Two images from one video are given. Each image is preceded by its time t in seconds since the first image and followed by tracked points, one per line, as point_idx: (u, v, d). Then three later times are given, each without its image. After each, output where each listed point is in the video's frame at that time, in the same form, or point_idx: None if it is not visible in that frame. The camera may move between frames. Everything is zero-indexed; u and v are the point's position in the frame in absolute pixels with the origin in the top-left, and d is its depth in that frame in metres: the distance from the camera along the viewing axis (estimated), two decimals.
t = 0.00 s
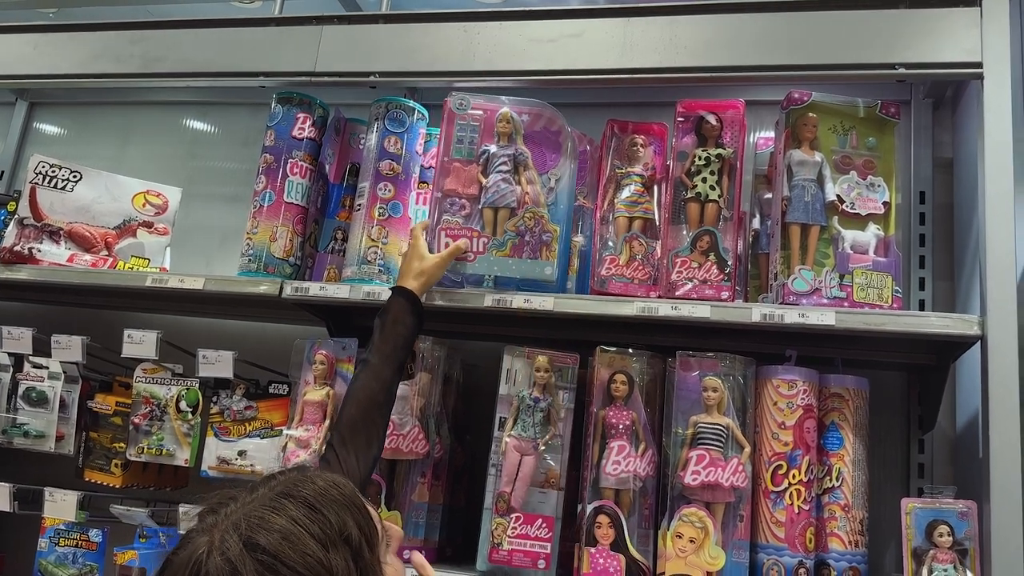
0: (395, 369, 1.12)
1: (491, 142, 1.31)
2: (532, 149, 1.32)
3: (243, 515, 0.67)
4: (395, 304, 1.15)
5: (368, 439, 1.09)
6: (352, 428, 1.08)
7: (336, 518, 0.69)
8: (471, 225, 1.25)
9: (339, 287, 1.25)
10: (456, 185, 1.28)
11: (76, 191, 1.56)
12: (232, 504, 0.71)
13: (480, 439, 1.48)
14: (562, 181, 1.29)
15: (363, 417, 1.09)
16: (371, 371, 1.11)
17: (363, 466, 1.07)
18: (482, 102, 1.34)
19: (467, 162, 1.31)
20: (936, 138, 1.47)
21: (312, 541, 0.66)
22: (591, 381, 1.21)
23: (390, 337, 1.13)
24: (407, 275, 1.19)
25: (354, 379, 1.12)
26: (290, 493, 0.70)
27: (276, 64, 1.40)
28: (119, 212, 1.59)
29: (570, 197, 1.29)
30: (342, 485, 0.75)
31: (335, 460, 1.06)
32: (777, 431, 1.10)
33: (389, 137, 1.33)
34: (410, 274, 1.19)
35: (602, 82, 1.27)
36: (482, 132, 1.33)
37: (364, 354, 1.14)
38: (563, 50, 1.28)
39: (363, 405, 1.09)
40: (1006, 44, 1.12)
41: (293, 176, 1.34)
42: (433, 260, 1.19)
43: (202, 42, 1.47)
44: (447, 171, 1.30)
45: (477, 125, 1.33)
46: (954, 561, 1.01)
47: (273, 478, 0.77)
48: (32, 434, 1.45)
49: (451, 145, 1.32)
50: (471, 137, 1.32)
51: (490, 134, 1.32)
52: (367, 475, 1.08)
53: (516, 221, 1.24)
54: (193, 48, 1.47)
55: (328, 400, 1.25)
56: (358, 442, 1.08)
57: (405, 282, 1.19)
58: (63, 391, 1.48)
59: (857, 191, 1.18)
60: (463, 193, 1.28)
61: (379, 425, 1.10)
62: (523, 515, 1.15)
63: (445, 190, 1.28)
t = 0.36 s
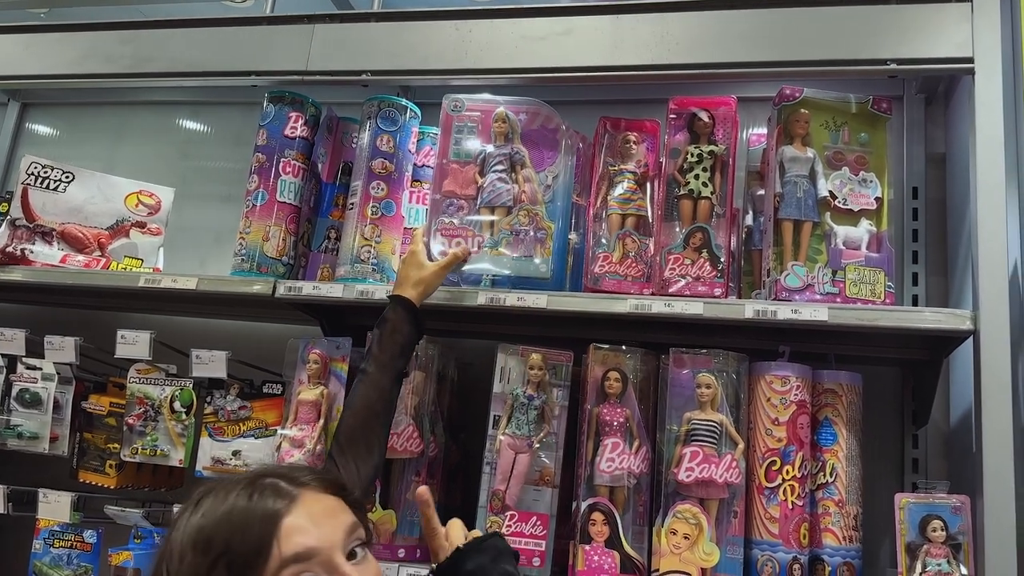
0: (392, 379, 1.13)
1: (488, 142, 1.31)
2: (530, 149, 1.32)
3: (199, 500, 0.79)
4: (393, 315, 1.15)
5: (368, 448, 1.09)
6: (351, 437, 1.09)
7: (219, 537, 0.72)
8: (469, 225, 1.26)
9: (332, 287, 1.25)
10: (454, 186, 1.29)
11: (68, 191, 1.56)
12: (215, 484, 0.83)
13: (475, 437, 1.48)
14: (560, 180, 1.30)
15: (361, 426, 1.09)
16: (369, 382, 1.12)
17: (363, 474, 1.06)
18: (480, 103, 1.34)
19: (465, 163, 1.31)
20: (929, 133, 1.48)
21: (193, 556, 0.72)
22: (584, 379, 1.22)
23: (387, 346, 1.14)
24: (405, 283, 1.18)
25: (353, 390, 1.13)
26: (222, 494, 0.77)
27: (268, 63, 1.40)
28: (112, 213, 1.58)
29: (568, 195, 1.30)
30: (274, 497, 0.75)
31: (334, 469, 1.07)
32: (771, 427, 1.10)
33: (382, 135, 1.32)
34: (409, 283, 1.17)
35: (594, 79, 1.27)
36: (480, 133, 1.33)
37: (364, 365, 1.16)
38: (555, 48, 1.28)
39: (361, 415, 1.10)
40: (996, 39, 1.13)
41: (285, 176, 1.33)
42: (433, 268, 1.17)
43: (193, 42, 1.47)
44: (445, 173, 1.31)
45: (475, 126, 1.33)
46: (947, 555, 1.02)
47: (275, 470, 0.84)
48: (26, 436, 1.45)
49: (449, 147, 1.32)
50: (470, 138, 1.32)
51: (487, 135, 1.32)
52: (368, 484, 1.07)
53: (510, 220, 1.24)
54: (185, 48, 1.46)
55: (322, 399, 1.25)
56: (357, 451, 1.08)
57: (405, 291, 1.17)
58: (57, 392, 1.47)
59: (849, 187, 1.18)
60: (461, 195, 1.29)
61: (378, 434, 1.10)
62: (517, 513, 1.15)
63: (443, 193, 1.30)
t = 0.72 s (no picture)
0: (392, 388, 1.12)
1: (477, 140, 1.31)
2: (520, 149, 1.31)
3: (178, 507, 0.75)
4: (393, 323, 1.14)
5: (366, 455, 1.08)
6: (349, 446, 1.08)
7: (242, 532, 0.69)
8: (458, 225, 1.27)
9: (321, 286, 1.24)
10: (444, 187, 1.29)
11: (57, 192, 1.55)
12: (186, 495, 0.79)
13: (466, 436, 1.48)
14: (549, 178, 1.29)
15: (360, 434, 1.08)
16: (368, 390, 1.11)
17: (360, 482, 1.06)
18: (468, 103, 1.34)
19: (454, 163, 1.31)
20: (917, 129, 1.48)
21: (205, 555, 0.68)
22: (574, 376, 1.22)
23: (387, 355, 1.13)
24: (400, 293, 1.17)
25: (351, 397, 1.12)
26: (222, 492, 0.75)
27: (255, 62, 1.39)
28: (100, 213, 1.58)
29: (557, 193, 1.29)
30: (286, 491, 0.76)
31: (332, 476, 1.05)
32: (760, 423, 1.11)
33: (370, 134, 1.32)
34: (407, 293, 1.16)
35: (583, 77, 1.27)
36: (469, 132, 1.32)
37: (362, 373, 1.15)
38: (543, 45, 1.28)
39: (360, 423, 1.09)
40: (984, 33, 1.13)
41: (273, 175, 1.33)
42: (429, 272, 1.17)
43: (180, 41, 1.46)
44: (435, 173, 1.31)
45: (465, 125, 1.33)
46: (936, 550, 1.03)
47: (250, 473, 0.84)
48: (15, 437, 1.44)
49: (438, 147, 1.32)
50: (459, 137, 1.32)
51: (476, 133, 1.32)
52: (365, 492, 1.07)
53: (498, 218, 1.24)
54: (172, 48, 1.46)
55: (312, 399, 1.24)
56: (355, 457, 1.08)
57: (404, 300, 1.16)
58: (46, 394, 1.46)
59: (837, 183, 1.18)
60: (451, 195, 1.29)
61: (377, 443, 1.10)
62: (508, 511, 1.15)
63: (434, 193, 1.30)
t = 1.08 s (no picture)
0: (388, 398, 1.11)
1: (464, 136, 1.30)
2: (506, 144, 1.31)
3: (220, 530, 0.71)
4: (395, 331, 1.13)
5: (356, 463, 1.09)
6: (341, 454, 1.08)
7: (317, 527, 0.73)
8: (446, 222, 1.26)
9: (308, 283, 1.24)
10: (432, 184, 1.29)
11: (42, 190, 1.55)
12: (212, 518, 0.75)
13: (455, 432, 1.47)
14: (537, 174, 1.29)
15: (353, 442, 1.09)
16: (365, 399, 1.10)
17: (348, 489, 1.08)
18: (456, 100, 1.33)
19: (443, 160, 1.30)
20: (904, 123, 1.48)
21: (294, 555, 0.69)
22: (562, 372, 1.21)
23: (388, 364, 1.12)
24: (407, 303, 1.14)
25: (347, 402, 1.11)
26: (272, 508, 0.73)
27: (240, 58, 1.39)
28: (87, 211, 1.57)
29: (545, 188, 1.29)
30: (333, 504, 0.77)
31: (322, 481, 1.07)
32: (747, 417, 1.11)
33: (357, 130, 1.31)
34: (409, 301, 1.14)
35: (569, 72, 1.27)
36: (457, 129, 1.32)
37: (359, 377, 1.13)
38: (529, 40, 1.27)
39: (353, 431, 1.09)
40: (968, 27, 1.13)
41: (259, 172, 1.33)
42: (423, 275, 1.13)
43: (165, 37, 1.45)
44: (423, 170, 1.30)
45: (453, 121, 1.32)
46: (922, 542, 1.02)
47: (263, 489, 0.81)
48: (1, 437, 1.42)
49: (426, 144, 1.31)
50: (447, 133, 1.31)
51: (464, 129, 1.31)
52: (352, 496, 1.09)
53: (485, 214, 1.24)
54: (156, 45, 1.45)
55: (299, 396, 1.24)
56: (345, 464, 1.09)
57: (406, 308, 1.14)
58: (32, 393, 1.44)
59: (823, 176, 1.18)
60: (439, 193, 1.28)
61: (368, 451, 1.11)
62: (496, 507, 1.15)
63: (421, 190, 1.29)
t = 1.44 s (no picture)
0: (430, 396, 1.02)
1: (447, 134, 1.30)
2: (489, 141, 1.31)
3: (231, 532, 0.71)
4: (443, 319, 1.02)
5: (389, 462, 1.02)
6: (375, 450, 1.00)
7: (333, 532, 0.73)
8: (428, 220, 1.26)
9: (289, 282, 1.23)
10: (415, 182, 1.28)
11: (23, 190, 1.53)
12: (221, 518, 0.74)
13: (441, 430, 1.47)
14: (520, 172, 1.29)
15: (389, 439, 1.01)
16: (403, 394, 1.01)
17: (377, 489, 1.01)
18: (438, 98, 1.33)
19: (425, 158, 1.30)
20: (887, 119, 1.48)
21: (309, 560, 0.69)
22: (545, 369, 1.21)
23: (434, 360, 1.01)
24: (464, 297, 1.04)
25: (388, 393, 1.03)
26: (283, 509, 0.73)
27: (221, 57, 1.38)
28: (68, 211, 1.56)
29: (528, 185, 1.29)
30: (347, 504, 0.77)
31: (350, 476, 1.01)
32: (728, 414, 1.11)
33: (338, 128, 1.31)
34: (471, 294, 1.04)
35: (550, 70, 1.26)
36: (440, 127, 1.31)
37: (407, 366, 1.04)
38: (510, 38, 1.27)
39: (391, 429, 1.01)
40: (947, 23, 1.14)
41: (241, 171, 1.32)
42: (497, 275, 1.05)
43: (146, 36, 1.44)
44: (406, 168, 1.30)
45: (435, 119, 1.32)
46: (902, 537, 1.02)
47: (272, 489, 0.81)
48: None
49: (408, 142, 1.31)
50: (429, 132, 1.31)
51: (446, 127, 1.31)
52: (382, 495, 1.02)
53: (467, 212, 1.24)
54: (137, 44, 1.44)
55: (282, 396, 1.23)
56: (376, 462, 1.01)
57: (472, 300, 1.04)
58: (14, 395, 1.44)
59: (804, 173, 1.19)
60: (421, 191, 1.27)
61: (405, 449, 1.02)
62: (479, 505, 1.14)
63: (404, 188, 1.28)
